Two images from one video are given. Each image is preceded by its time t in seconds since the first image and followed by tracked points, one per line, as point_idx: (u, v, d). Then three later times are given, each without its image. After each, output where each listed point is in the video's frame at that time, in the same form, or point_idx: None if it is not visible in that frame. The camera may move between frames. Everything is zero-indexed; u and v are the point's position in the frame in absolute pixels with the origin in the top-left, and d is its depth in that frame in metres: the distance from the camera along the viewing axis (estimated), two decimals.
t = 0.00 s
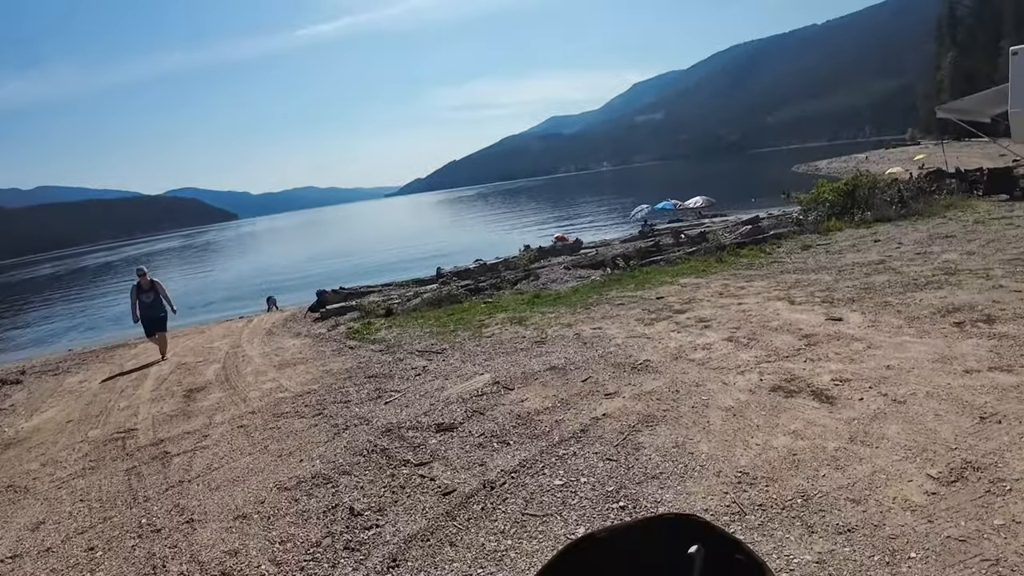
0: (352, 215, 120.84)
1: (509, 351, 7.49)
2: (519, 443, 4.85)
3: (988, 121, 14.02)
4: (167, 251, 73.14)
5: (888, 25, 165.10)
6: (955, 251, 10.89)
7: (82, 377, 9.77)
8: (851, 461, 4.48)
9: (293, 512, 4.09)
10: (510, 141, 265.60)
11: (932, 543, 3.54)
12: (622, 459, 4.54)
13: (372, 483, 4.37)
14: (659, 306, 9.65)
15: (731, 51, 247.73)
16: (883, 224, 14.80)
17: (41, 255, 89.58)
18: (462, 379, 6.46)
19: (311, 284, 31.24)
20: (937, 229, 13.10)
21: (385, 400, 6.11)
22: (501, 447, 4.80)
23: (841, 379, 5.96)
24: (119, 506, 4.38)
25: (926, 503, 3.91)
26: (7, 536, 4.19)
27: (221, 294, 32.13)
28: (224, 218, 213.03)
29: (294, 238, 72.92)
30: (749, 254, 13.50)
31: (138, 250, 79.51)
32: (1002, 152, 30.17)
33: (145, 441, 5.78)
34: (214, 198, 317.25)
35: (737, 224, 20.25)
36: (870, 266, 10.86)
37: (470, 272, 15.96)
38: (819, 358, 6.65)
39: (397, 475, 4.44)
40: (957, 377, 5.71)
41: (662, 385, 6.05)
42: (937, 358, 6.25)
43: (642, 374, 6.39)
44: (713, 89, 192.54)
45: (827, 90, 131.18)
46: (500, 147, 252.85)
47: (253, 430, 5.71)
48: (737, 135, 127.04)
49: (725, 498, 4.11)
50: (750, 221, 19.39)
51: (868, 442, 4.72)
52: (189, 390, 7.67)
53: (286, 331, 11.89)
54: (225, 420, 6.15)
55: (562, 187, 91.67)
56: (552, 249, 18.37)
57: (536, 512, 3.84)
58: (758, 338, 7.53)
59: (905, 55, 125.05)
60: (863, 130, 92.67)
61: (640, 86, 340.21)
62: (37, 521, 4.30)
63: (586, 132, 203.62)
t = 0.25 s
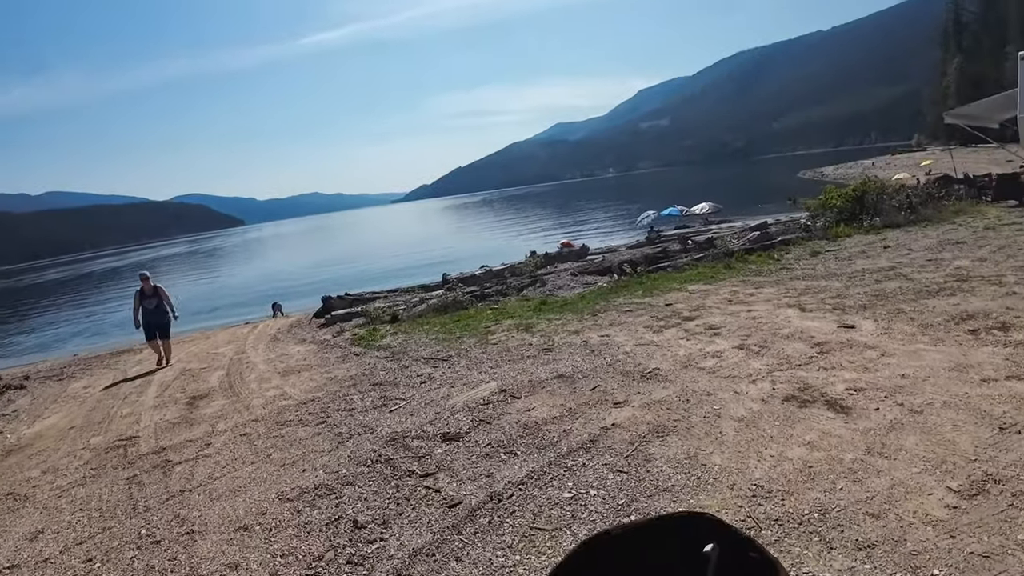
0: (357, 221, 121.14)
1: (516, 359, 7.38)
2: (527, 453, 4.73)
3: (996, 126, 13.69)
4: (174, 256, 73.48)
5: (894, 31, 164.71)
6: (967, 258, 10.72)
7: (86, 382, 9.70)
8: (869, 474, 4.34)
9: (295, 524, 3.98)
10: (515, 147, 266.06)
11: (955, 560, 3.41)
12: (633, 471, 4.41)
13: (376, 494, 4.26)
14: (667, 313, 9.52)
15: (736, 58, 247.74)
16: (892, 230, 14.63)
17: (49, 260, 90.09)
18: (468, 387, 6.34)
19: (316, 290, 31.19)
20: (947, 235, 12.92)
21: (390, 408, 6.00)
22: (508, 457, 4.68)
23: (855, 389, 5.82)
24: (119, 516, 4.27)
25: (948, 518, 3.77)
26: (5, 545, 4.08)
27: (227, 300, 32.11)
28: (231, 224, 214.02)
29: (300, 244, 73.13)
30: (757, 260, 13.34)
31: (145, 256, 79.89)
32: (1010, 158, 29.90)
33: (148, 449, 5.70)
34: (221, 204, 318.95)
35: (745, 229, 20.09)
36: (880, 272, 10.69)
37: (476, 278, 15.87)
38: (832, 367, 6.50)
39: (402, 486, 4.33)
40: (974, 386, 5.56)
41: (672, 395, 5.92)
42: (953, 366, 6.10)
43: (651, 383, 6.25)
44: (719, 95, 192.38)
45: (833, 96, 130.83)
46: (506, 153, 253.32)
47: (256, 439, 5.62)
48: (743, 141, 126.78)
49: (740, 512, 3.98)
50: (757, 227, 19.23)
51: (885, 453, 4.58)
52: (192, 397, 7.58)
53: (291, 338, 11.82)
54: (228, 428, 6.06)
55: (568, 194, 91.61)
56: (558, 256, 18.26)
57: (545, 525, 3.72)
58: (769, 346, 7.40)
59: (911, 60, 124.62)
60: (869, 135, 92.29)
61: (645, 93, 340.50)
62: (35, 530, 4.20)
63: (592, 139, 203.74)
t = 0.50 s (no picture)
0: (375, 228, 121.97)
1: (533, 368, 7.23)
2: (545, 466, 4.58)
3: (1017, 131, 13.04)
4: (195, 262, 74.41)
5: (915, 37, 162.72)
6: (996, 266, 10.38)
7: (102, 387, 9.72)
8: (903, 491, 4.13)
9: (306, 536, 3.87)
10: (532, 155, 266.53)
11: None
12: (655, 486, 4.24)
13: (390, 507, 4.14)
14: (688, 322, 9.33)
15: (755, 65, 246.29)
16: (916, 238, 14.29)
17: (73, 266, 91.72)
18: (484, 397, 6.21)
19: (333, 296, 31.30)
20: (973, 244, 12.56)
21: (405, 417, 5.89)
22: (525, 470, 4.54)
23: (885, 402, 5.59)
24: (128, 525, 4.18)
25: (989, 540, 3.56)
26: (13, 552, 3.98)
27: (245, 306, 32.33)
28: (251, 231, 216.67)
29: (317, 250, 73.70)
30: (778, 269, 13.09)
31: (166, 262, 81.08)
32: None
33: (160, 456, 5.63)
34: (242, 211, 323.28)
35: (765, 237, 19.80)
36: (905, 281, 10.40)
37: (492, 285, 15.77)
38: (860, 379, 6.26)
39: (416, 499, 4.21)
40: (1010, 400, 5.30)
41: (695, 406, 5.73)
42: (987, 379, 5.85)
43: (672, 394, 6.07)
44: (737, 103, 191.24)
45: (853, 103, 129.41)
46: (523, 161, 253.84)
47: (269, 447, 5.53)
48: (761, 149, 125.76)
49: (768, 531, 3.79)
50: (777, 235, 18.92)
51: (918, 470, 4.37)
52: (206, 403, 7.53)
53: (307, 344, 11.77)
54: (241, 436, 5.99)
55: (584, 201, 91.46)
56: (575, 263, 18.10)
57: (564, 543, 3.57)
58: (794, 356, 7.17)
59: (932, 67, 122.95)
60: (889, 142, 91.01)
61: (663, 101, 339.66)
62: (44, 537, 4.12)
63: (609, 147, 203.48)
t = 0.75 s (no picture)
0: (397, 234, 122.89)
1: (555, 377, 7.10)
2: (567, 479, 4.46)
3: None
4: (220, 266, 75.63)
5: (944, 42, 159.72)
6: None
7: (126, 389, 9.81)
8: (941, 512, 3.92)
9: (322, 547, 3.78)
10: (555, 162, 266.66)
11: None
12: (681, 503, 4.09)
13: (407, 518, 4.05)
14: (713, 331, 9.12)
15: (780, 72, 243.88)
16: (948, 246, 13.88)
17: (104, 269, 93.89)
18: (505, 406, 6.09)
19: (354, 302, 31.45)
20: (1008, 252, 12.15)
21: (424, 425, 5.80)
22: (546, 483, 4.42)
23: (920, 417, 5.35)
24: (144, 530, 4.13)
25: None
26: (29, 556, 3.92)
27: (268, 310, 32.67)
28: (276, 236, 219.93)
29: (341, 256, 74.43)
30: (805, 277, 12.80)
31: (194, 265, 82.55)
32: None
33: (179, 460, 5.62)
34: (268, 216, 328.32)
35: (791, 245, 19.45)
36: (938, 291, 10.07)
37: (514, 292, 15.70)
38: (893, 392, 6.02)
39: (434, 511, 4.11)
40: None
41: (721, 419, 5.55)
42: None
43: (698, 406, 5.89)
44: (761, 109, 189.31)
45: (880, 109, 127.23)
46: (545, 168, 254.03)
47: (287, 453, 5.48)
48: (786, 156, 124.16)
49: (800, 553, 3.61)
50: (803, 243, 18.56)
51: (957, 490, 4.15)
52: (227, 407, 7.53)
53: (329, 349, 11.79)
54: (260, 441, 5.95)
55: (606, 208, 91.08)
56: (598, 270, 17.95)
57: (586, 561, 3.43)
58: (824, 368, 6.93)
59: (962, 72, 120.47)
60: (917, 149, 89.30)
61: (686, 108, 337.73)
62: (58, 540, 4.08)
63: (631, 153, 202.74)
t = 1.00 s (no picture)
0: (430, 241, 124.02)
1: (586, 387, 6.96)
2: (598, 495, 4.32)
3: None
4: (257, 271, 77.26)
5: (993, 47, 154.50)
6: None
7: (162, 390, 9.99)
8: (997, 540, 3.66)
9: (347, 556, 3.72)
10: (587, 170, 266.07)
11: None
12: (717, 522, 3.92)
13: (434, 529, 3.96)
14: (750, 343, 8.86)
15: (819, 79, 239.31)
16: (996, 258, 13.29)
17: (148, 272, 96.86)
18: (536, 416, 5.98)
19: (387, 307, 31.70)
20: None
21: (454, 434, 5.73)
22: (577, 497, 4.29)
23: (970, 438, 5.04)
24: (172, 533, 4.13)
25: None
26: (58, 554, 3.93)
27: (303, 314, 33.16)
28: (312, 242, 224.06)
29: (374, 261, 75.33)
30: (845, 288, 12.40)
31: (232, 270, 84.53)
32: None
33: (209, 462, 5.66)
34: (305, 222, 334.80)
35: (830, 256, 18.93)
36: (987, 304, 9.60)
37: (546, 300, 15.59)
38: (939, 411, 5.71)
39: (461, 523, 4.01)
40: None
41: (760, 435, 5.34)
42: None
43: (735, 421, 5.68)
44: (799, 117, 185.77)
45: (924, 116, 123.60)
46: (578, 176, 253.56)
47: (316, 459, 5.46)
48: (825, 164, 121.44)
49: None
50: (843, 253, 18.05)
51: (1013, 516, 3.87)
52: (259, 411, 7.58)
53: (361, 354, 11.85)
54: (290, 445, 5.96)
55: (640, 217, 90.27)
56: (632, 279, 17.71)
57: None
58: (866, 384, 6.63)
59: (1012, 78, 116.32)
60: (963, 158, 86.41)
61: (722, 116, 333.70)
62: (88, 540, 4.10)
63: (665, 162, 200.90)
